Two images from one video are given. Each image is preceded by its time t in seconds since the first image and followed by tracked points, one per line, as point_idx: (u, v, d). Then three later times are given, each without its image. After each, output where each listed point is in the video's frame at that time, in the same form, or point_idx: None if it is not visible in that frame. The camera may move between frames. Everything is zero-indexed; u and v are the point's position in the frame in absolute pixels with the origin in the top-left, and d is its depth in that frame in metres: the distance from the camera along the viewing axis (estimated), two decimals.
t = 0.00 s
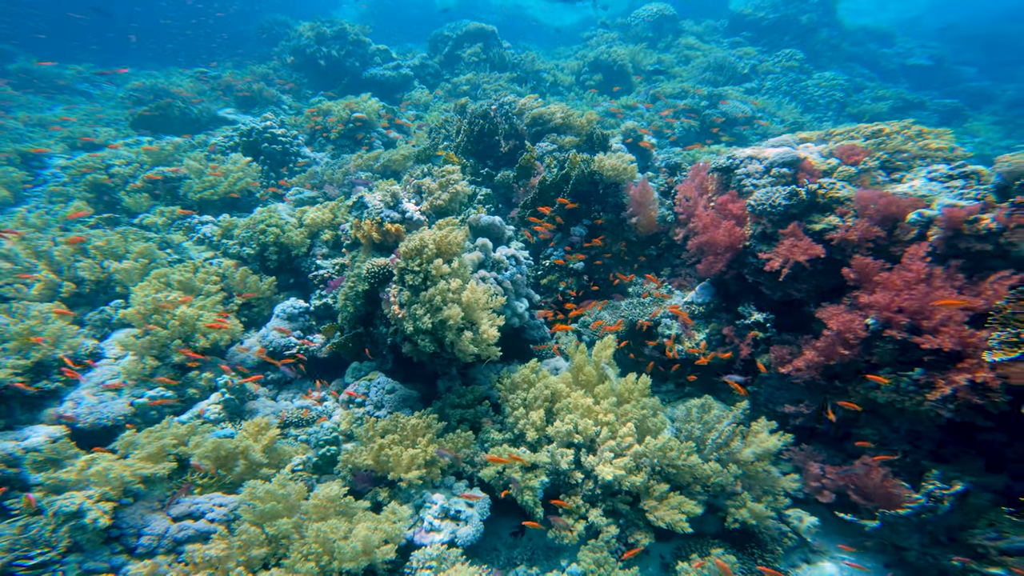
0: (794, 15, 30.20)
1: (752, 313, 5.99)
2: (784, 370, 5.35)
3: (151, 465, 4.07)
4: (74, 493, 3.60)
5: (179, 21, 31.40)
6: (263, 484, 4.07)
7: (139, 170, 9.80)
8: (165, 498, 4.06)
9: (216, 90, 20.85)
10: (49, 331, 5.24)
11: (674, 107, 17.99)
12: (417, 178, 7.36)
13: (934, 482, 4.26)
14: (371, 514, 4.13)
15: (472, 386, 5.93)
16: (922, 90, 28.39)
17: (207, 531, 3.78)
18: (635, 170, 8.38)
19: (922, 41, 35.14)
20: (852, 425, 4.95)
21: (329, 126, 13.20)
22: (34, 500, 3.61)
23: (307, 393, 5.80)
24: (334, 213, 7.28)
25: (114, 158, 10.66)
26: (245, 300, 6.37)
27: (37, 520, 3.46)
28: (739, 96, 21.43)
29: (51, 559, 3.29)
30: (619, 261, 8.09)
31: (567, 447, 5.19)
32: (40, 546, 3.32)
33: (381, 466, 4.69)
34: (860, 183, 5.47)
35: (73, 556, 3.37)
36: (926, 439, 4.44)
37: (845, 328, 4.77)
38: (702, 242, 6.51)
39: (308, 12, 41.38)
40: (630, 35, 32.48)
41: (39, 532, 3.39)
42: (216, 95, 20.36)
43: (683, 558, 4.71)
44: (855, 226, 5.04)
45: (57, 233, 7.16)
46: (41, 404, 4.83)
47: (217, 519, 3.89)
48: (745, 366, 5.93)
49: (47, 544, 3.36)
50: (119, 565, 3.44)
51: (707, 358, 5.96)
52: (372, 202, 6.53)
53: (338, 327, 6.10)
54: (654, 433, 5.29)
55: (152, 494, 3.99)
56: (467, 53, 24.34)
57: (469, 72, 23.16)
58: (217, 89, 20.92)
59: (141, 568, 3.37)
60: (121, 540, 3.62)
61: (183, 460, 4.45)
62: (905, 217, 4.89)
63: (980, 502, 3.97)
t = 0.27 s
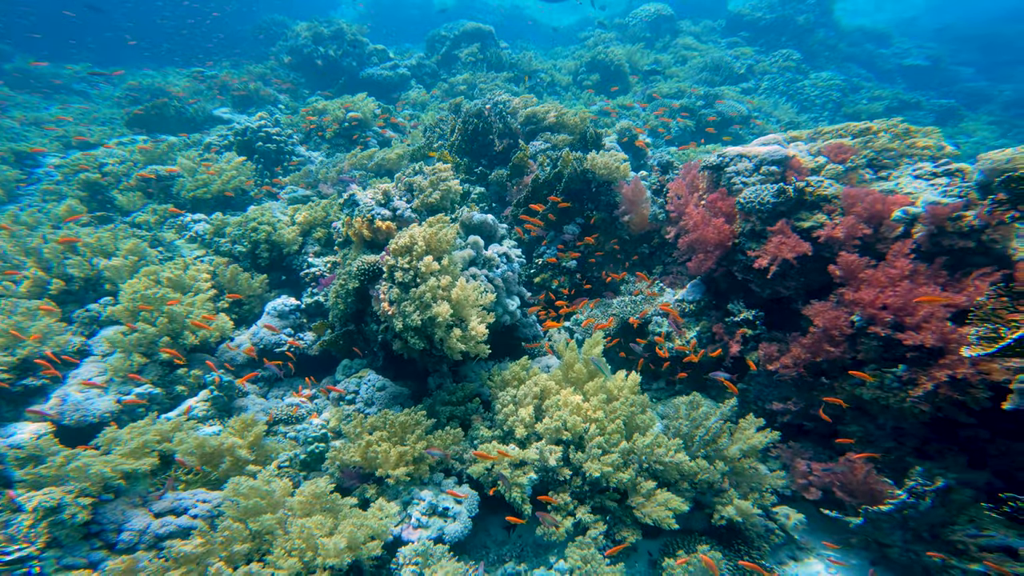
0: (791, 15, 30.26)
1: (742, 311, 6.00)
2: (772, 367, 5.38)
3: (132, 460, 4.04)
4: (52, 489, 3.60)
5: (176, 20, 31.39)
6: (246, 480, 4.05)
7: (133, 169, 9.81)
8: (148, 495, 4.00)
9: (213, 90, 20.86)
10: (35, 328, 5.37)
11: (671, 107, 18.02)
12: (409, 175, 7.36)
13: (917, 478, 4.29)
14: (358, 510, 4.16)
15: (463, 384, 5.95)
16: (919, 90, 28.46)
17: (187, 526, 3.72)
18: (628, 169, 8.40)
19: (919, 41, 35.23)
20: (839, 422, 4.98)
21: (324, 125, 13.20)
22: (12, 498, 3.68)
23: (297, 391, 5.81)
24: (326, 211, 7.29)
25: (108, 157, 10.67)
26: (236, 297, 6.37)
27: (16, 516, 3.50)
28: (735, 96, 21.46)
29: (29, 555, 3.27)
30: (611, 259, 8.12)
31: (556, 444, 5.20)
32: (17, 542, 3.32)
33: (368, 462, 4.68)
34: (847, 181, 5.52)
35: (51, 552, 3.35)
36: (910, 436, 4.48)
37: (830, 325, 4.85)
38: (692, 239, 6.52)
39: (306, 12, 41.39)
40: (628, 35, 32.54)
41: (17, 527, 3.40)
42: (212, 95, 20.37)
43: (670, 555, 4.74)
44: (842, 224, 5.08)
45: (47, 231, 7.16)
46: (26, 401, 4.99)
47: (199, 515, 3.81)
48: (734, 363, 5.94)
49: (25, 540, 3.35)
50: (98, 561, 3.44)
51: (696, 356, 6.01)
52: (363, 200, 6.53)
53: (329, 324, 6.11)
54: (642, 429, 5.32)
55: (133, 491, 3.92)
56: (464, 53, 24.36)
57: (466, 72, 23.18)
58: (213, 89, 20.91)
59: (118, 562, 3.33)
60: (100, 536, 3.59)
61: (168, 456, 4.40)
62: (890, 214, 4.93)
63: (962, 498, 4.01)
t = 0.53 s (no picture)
0: (789, 13, 30.21)
1: (733, 306, 6.01)
2: (761, 362, 5.40)
3: (116, 455, 4.02)
4: (34, 484, 3.57)
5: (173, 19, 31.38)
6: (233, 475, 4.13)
7: (127, 166, 9.82)
8: (134, 490, 4.00)
9: (210, 88, 20.87)
10: (23, 325, 5.39)
11: (668, 105, 18.05)
12: (402, 172, 7.37)
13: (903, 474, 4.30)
14: (346, 505, 4.20)
15: (455, 380, 5.96)
16: (917, 88, 28.46)
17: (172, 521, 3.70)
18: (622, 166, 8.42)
19: (918, 39, 35.22)
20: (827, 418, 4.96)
21: (320, 123, 13.21)
22: None
23: (289, 387, 5.83)
24: (319, 208, 7.30)
25: (102, 154, 10.68)
26: (228, 294, 6.40)
27: None
28: (733, 94, 21.45)
29: (10, 550, 3.24)
30: (605, 256, 8.15)
31: (546, 439, 5.23)
32: None
33: (358, 458, 4.66)
34: (836, 177, 5.57)
35: (32, 547, 3.31)
36: (896, 432, 4.50)
37: (818, 320, 4.86)
38: (683, 235, 6.51)
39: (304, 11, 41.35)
40: (626, 34, 32.55)
41: None
42: (209, 93, 20.38)
43: (660, 550, 4.79)
44: (830, 219, 5.12)
45: (40, 227, 7.17)
46: (13, 398, 4.85)
47: (185, 510, 3.80)
48: (725, 359, 5.97)
49: (6, 535, 3.33)
50: (79, 555, 3.35)
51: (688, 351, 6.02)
52: (355, 197, 6.54)
53: (322, 321, 6.12)
54: (632, 425, 5.27)
55: (117, 486, 3.92)
56: (462, 51, 24.32)
57: (464, 70, 23.17)
58: (210, 88, 20.92)
59: (101, 555, 3.31)
60: (83, 531, 3.54)
61: (154, 451, 4.43)
62: (877, 209, 4.96)
63: (948, 493, 4.07)
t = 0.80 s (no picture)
0: (788, 11, 30.19)
1: (724, 303, 6.04)
2: (752, 358, 5.41)
3: (100, 451, 4.01)
4: (17, 478, 3.58)
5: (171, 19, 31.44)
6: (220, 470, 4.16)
7: (123, 165, 9.87)
8: (119, 485, 3.99)
9: (208, 87, 20.90)
10: (13, 321, 5.36)
11: (666, 103, 18.05)
12: (395, 169, 7.38)
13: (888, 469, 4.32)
14: (336, 500, 4.21)
15: (448, 376, 5.98)
16: (916, 87, 28.45)
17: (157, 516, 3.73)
18: (616, 163, 8.44)
19: (917, 38, 35.20)
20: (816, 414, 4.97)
21: (317, 122, 13.23)
22: None
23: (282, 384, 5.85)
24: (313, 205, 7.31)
25: (98, 153, 10.71)
26: (221, 292, 6.42)
27: None
28: (731, 93, 21.44)
29: None
30: (599, 253, 8.17)
31: (537, 436, 5.24)
32: None
33: (348, 454, 4.71)
34: (825, 173, 5.59)
35: (14, 541, 3.33)
36: (884, 428, 4.51)
37: (807, 316, 4.88)
38: (675, 232, 6.55)
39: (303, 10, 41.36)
40: (625, 33, 32.56)
41: None
42: (207, 92, 20.42)
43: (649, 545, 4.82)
44: (819, 215, 5.15)
45: (33, 225, 7.21)
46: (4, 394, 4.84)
47: (169, 506, 3.79)
48: (716, 356, 6.00)
49: None
50: (61, 550, 3.41)
51: (679, 348, 6.04)
52: (347, 194, 6.56)
53: (315, 318, 6.15)
54: (623, 420, 5.32)
55: (102, 481, 3.92)
56: (460, 50, 24.31)
57: (462, 69, 23.18)
58: (208, 87, 20.95)
59: (82, 549, 3.35)
60: (66, 526, 3.58)
61: (141, 447, 4.43)
62: (865, 205, 5.00)
63: (932, 489, 4.09)
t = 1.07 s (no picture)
0: (788, 10, 30.15)
1: (715, 300, 6.06)
2: (742, 355, 5.42)
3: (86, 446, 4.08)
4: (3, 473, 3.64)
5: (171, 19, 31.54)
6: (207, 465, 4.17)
7: (120, 163, 9.92)
8: (105, 480, 4.07)
9: (207, 87, 20.97)
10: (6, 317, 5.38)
11: (664, 102, 18.05)
12: (388, 167, 7.40)
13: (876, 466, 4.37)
14: (325, 496, 4.22)
15: (440, 373, 6.01)
16: (917, 85, 28.40)
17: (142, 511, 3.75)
18: (610, 161, 8.45)
19: (918, 36, 35.14)
20: (806, 411, 5.01)
21: (314, 120, 13.27)
22: None
23: (274, 380, 5.87)
24: (306, 202, 7.32)
25: (96, 151, 10.76)
26: (215, 289, 6.45)
27: None
28: (730, 91, 21.43)
29: None
30: (593, 251, 8.18)
31: (527, 432, 5.25)
32: None
33: (338, 450, 4.70)
34: (815, 170, 5.62)
35: None
36: (872, 424, 4.55)
37: (796, 312, 4.89)
38: (668, 230, 6.57)
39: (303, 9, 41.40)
40: (624, 32, 32.57)
41: None
42: (207, 91, 20.48)
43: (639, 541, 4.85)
44: (808, 212, 5.17)
45: (29, 222, 7.25)
46: None
47: (156, 501, 3.89)
48: (707, 353, 6.07)
49: None
50: (46, 544, 3.44)
51: (669, 346, 6.10)
52: (341, 191, 6.59)
53: (308, 315, 6.18)
54: (613, 417, 5.35)
55: (88, 476, 3.99)
56: (459, 49, 24.32)
57: (460, 68, 23.20)
58: (207, 86, 21.01)
59: (66, 543, 3.39)
60: (51, 520, 3.62)
61: (129, 443, 4.48)
62: (854, 202, 5.04)
63: (919, 485, 4.11)
